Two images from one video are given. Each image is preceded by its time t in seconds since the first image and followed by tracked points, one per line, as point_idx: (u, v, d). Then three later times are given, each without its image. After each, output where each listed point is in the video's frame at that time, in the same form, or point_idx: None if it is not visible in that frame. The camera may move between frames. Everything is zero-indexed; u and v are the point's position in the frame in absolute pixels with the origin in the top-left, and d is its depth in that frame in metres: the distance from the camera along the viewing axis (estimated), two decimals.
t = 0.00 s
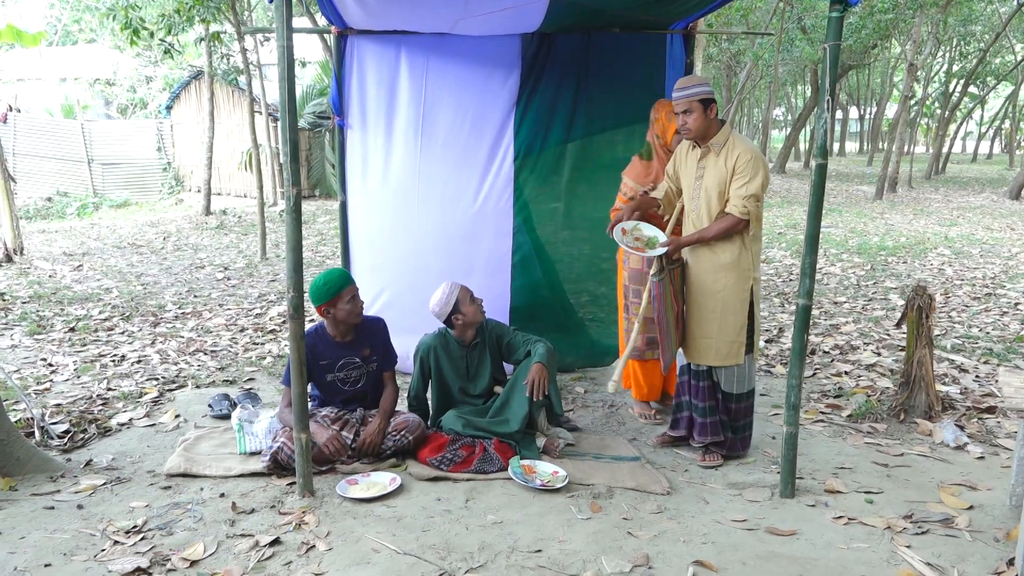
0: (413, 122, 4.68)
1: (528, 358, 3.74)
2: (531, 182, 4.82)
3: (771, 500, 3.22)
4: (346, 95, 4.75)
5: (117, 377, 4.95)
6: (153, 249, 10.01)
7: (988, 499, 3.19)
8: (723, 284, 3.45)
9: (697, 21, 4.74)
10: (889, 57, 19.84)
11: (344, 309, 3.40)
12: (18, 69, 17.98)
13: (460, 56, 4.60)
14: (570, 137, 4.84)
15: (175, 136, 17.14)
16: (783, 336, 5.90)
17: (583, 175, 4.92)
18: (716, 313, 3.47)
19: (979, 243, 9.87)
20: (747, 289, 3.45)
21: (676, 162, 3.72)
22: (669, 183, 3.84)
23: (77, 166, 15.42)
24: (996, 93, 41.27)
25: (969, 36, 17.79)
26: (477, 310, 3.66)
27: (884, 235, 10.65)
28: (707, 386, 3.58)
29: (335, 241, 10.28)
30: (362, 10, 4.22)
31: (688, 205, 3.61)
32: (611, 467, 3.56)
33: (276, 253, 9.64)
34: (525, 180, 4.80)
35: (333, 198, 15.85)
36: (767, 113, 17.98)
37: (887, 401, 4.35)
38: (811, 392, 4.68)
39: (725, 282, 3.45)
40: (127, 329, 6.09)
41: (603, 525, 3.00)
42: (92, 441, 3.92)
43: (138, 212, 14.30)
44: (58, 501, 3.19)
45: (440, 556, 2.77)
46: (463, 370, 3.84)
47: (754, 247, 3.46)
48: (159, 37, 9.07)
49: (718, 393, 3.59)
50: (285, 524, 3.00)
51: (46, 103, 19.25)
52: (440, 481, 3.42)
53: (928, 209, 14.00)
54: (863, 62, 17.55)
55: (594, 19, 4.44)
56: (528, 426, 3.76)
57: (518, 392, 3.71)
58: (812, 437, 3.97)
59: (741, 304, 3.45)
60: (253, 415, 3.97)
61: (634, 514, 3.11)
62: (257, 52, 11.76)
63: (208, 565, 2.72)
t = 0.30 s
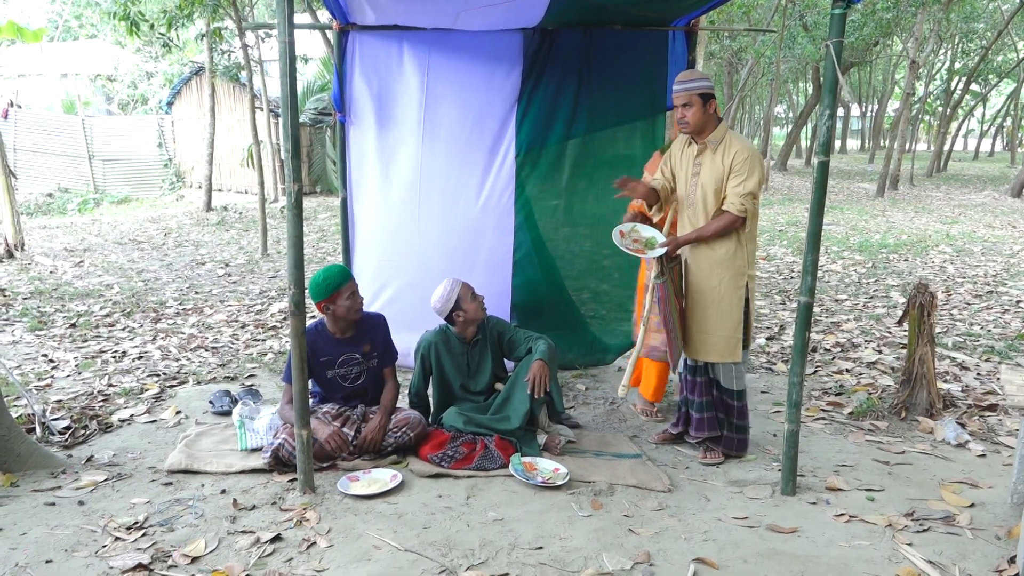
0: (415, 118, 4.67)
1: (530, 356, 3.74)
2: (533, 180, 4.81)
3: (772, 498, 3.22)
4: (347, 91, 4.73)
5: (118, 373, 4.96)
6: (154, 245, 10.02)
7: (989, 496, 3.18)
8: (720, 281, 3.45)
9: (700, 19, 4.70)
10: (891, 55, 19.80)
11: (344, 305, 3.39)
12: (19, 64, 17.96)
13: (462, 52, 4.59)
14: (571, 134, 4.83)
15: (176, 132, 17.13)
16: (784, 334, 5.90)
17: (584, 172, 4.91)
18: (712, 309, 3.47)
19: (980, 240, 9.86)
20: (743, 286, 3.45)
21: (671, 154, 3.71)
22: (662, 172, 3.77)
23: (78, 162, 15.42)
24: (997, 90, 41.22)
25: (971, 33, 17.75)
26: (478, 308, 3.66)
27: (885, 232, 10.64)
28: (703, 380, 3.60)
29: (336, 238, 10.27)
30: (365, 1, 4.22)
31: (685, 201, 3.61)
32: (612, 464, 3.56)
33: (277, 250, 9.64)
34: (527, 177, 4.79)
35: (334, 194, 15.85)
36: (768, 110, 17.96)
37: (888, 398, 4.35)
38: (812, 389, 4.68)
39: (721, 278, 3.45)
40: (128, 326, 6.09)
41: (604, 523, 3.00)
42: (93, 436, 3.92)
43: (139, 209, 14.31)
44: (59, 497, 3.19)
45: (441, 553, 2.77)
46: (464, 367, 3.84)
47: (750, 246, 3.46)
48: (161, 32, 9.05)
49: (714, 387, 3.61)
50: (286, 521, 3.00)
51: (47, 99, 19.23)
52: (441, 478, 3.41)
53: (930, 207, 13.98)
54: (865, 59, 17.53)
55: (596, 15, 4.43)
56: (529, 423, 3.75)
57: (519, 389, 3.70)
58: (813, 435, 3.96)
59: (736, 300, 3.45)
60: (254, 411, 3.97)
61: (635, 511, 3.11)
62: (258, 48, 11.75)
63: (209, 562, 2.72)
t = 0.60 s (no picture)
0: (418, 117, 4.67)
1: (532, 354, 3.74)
2: (535, 180, 4.81)
3: (774, 497, 3.22)
4: (349, 88, 4.72)
5: (120, 370, 4.96)
6: (157, 242, 10.02)
7: (992, 496, 3.18)
8: (717, 278, 3.45)
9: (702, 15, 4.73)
10: (895, 53, 19.76)
11: (346, 303, 3.38)
12: (21, 62, 17.98)
13: (466, 49, 4.58)
14: (573, 132, 4.81)
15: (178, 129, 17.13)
16: (786, 333, 5.89)
17: (585, 170, 4.89)
18: (708, 306, 3.47)
19: (983, 239, 9.84)
20: (738, 283, 3.46)
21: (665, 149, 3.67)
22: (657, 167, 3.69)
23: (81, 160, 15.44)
24: (1000, 88, 41.15)
25: (975, 32, 17.70)
26: (480, 305, 3.66)
27: (888, 231, 10.62)
28: (700, 377, 3.61)
29: (338, 235, 10.27)
30: None
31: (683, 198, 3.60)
32: (614, 463, 3.56)
33: (279, 247, 9.64)
34: (530, 176, 4.79)
35: (336, 192, 15.85)
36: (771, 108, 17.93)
37: (891, 398, 4.34)
38: (814, 388, 4.67)
39: (718, 276, 3.45)
40: (130, 323, 6.09)
41: (606, 521, 3.00)
42: (95, 434, 3.92)
43: (141, 206, 14.32)
44: (61, 494, 3.19)
45: (442, 551, 2.76)
46: (466, 365, 3.83)
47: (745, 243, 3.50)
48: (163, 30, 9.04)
49: (711, 383, 3.62)
50: (288, 518, 3.00)
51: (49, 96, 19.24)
52: (442, 477, 3.41)
53: (932, 206, 13.96)
54: (868, 58, 17.49)
55: (598, 12, 4.42)
56: (531, 421, 3.75)
57: (521, 388, 3.70)
58: (815, 434, 3.95)
59: (733, 297, 3.45)
60: (255, 409, 3.96)
61: (636, 510, 3.11)
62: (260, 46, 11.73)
63: (210, 560, 2.72)
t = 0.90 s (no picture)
0: (419, 113, 4.66)
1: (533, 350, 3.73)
2: (537, 176, 4.81)
3: (774, 494, 3.22)
4: (349, 84, 4.68)
5: (120, 366, 4.96)
6: (157, 238, 10.02)
7: (992, 493, 3.18)
8: (714, 274, 3.45)
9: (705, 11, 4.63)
10: (897, 50, 19.72)
11: (342, 300, 3.38)
12: (22, 56, 17.95)
13: (467, 45, 4.58)
14: (574, 129, 4.81)
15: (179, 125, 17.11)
16: (787, 330, 5.88)
17: (586, 166, 4.89)
18: (706, 301, 3.46)
19: (984, 237, 9.83)
20: (734, 278, 3.47)
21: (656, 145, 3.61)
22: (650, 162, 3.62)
23: (82, 155, 15.44)
24: (1003, 85, 41.09)
25: (977, 29, 17.64)
26: (481, 301, 3.65)
27: (889, 228, 10.60)
28: (701, 373, 3.60)
29: (339, 231, 10.27)
30: None
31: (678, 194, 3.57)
32: (614, 459, 3.56)
33: (280, 243, 9.63)
34: (531, 173, 4.79)
35: (337, 188, 15.84)
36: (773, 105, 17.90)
37: (891, 395, 4.34)
38: (815, 385, 4.67)
39: (716, 271, 3.44)
40: (130, 319, 6.09)
41: (605, 518, 3.00)
42: (95, 429, 3.92)
43: (141, 201, 14.31)
44: (61, 489, 3.20)
45: (442, 547, 2.77)
46: (467, 361, 3.83)
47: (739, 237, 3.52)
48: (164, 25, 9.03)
49: (711, 379, 3.62)
50: (287, 514, 3.00)
51: (50, 91, 19.21)
52: (442, 473, 3.41)
53: (934, 203, 13.94)
54: (870, 55, 17.45)
55: (599, 9, 4.40)
56: (531, 417, 3.75)
57: (521, 384, 3.70)
58: (815, 431, 3.95)
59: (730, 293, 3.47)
60: (256, 404, 3.96)
61: (636, 507, 3.11)
62: (262, 41, 11.71)
63: (210, 555, 2.72)
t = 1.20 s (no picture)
0: (418, 112, 4.65)
1: (531, 350, 3.72)
2: (534, 175, 4.81)
3: (771, 492, 3.22)
4: (347, 83, 4.65)
5: (117, 364, 4.95)
6: (155, 236, 10.00)
7: (989, 492, 3.18)
8: (703, 272, 3.45)
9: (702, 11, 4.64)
10: (895, 49, 19.72)
11: (325, 308, 3.38)
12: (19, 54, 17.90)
13: (466, 45, 4.58)
14: (572, 127, 4.80)
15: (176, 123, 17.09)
16: (784, 328, 5.88)
17: (584, 165, 4.88)
18: (697, 299, 3.46)
19: (981, 235, 9.84)
20: (723, 274, 3.47)
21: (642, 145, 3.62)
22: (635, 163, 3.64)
23: (79, 153, 15.40)
24: (1000, 84, 41.11)
25: (975, 27, 17.66)
26: (479, 300, 3.65)
27: (887, 227, 10.62)
28: (694, 372, 3.60)
29: (336, 230, 10.26)
30: None
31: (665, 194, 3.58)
32: (611, 458, 3.55)
33: (278, 242, 9.62)
34: (529, 172, 4.79)
35: (335, 186, 15.82)
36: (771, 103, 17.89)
37: (888, 394, 4.34)
38: (812, 384, 4.67)
39: (704, 269, 3.45)
40: (127, 317, 6.07)
41: (603, 516, 3.00)
42: (92, 428, 3.91)
43: (139, 200, 14.28)
44: (57, 488, 3.19)
45: (439, 546, 2.76)
46: (464, 360, 3.83)
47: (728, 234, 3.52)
48: (161, 23, 9.01)
49: (704, 378, 3.62)
50: (284, 513, 3.00)
51: (47, 88, 19.18)
52: (440, 472, 3.41)
53: (931, 202, 13.96)
54: (868, 54, 17.45)
55: (597, 8, 4.40)
56: (528, 416, 3.75)
57: (519, 382, 3.69)
58: (813, 429, 3.95)
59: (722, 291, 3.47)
60: (253, 403, 3.95)
61: (634, 506, 3.11)
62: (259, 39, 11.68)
63: (207, 554, 2.72)
